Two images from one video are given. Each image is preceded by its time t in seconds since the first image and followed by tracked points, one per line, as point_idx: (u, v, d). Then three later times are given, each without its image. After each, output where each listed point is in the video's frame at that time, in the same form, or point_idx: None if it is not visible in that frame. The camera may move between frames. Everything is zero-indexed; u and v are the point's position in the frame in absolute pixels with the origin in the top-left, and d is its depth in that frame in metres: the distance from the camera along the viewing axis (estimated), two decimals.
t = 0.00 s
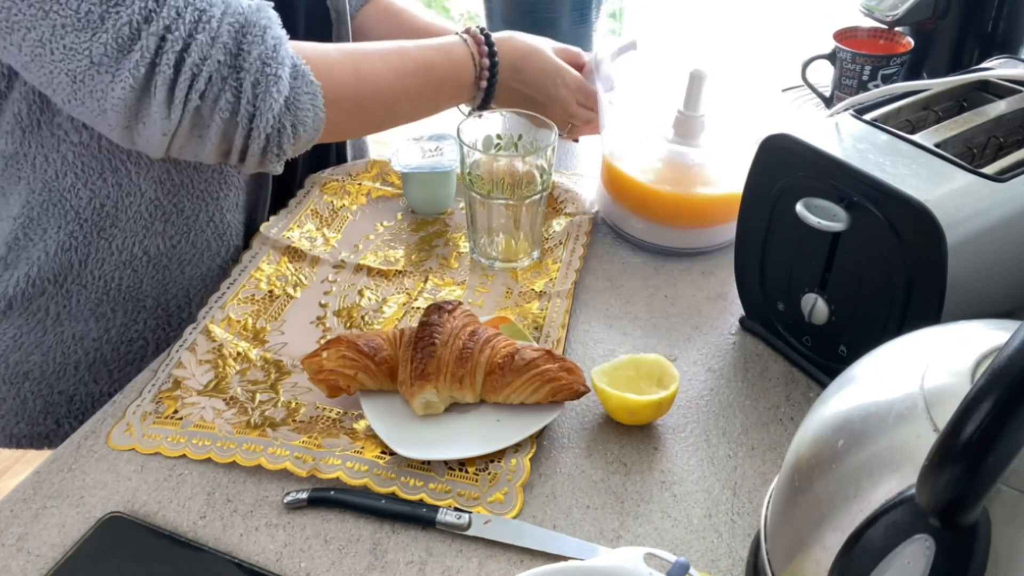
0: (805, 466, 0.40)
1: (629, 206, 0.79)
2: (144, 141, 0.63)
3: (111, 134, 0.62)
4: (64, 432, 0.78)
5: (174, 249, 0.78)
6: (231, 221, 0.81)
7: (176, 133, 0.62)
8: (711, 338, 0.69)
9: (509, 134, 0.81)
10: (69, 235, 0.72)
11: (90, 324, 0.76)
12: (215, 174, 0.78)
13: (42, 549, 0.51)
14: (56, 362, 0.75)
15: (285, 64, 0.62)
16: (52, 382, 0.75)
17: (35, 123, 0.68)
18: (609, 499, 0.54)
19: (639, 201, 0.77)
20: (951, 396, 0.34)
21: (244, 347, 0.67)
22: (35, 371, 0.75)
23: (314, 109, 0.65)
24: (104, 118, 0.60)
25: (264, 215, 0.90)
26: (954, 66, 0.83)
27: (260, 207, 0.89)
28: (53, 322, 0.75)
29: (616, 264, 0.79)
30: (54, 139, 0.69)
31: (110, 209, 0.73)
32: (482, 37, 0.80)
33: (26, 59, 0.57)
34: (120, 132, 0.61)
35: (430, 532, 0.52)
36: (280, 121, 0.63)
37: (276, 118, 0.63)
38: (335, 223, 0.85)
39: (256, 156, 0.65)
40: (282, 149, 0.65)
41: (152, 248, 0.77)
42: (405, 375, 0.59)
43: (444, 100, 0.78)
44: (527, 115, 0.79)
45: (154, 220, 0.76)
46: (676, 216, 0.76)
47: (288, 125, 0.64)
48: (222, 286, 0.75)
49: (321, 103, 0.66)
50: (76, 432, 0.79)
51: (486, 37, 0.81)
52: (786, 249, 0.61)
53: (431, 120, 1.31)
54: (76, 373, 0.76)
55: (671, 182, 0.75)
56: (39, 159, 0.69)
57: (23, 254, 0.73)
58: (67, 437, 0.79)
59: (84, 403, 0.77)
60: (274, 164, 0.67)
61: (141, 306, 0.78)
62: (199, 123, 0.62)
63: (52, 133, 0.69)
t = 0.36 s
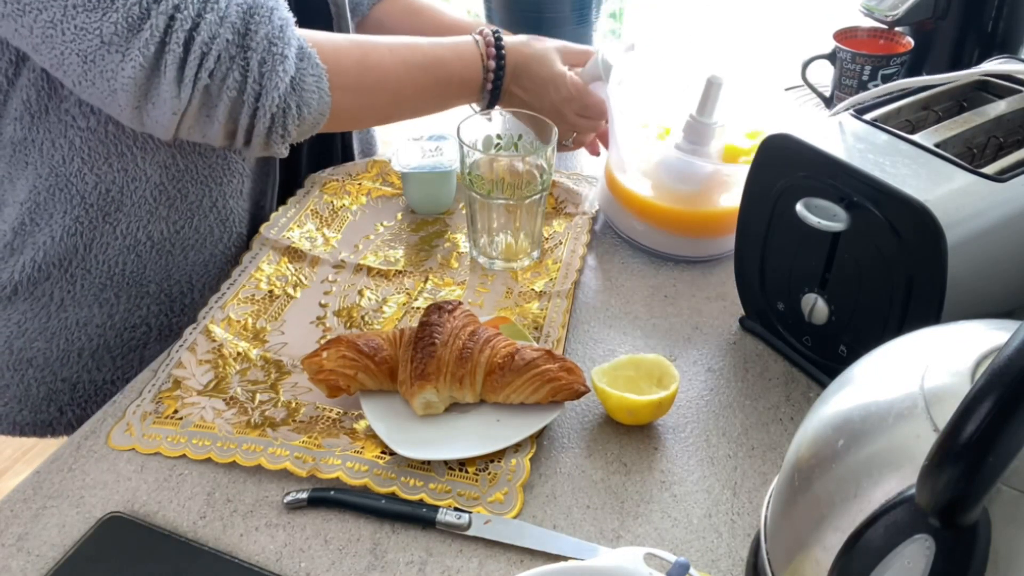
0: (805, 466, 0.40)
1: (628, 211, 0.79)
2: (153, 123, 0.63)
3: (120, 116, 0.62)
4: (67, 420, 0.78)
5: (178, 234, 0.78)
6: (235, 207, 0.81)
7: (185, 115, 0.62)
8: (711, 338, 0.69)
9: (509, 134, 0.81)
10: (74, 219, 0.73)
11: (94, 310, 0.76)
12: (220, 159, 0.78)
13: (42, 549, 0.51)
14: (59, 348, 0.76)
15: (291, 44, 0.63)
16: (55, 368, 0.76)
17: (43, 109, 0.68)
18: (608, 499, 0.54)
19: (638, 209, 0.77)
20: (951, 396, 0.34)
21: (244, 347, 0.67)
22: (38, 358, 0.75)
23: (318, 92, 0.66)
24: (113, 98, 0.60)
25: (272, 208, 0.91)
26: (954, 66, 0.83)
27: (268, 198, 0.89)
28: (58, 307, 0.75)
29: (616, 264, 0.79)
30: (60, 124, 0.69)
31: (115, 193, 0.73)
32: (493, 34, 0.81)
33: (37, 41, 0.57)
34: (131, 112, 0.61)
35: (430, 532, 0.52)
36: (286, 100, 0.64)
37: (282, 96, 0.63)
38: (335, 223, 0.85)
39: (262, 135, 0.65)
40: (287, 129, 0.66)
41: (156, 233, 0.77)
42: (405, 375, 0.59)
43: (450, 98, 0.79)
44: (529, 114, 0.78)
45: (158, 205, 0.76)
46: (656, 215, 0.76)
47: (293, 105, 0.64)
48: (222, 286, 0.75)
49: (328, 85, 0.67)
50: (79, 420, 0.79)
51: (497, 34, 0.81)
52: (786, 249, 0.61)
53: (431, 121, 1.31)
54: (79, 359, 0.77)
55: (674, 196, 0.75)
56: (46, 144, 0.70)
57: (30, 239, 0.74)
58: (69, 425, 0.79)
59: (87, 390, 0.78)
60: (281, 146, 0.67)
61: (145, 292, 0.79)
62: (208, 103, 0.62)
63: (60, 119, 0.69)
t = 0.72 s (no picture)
0: (805, 465, 0.40)
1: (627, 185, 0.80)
2: (120, 124, 0.64)
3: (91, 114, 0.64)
4: (55, 409, 0.78)
5: (165, 230, 0.78)
6: (223, 203, 0.80)
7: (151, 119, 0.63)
8: (711, 338, 0.69)
9: (509, 134, 0.80)
10: (62, 209, 0.74)
11: (83, 301, 0.77)
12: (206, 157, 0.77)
13: (42, 549, 0.51)
14: (48, 338, 0.76)
15: (256, 61, 0.63)
16: (44, 357, 0.76)
17: (29, 101, 0.69)
18: (609, 499, 0.54)
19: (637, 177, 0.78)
20: (951, 396, 0.34)
21: (244, 347, 0.67)
22: (28, 346, 0.75)
23: (284, 107, 0.65)
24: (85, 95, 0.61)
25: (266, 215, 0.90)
26: (955, 65, 0.83)
27: (261, 196, 0.86)
28: (47, 298, 0.76)
29: (616, 264, 0.79)
30: (46, 116, 0.70)
31: (101, 186, 0.74)
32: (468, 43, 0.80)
33: (15, 38, 0.59)
34: (100, 114, 0.63)
35: (430, 531, 0.52)
36: (248, 117, 0.64)
37: (241, 113, 0.63)
38: (335, 223, 0.85)
39: (226, 149, 0.66)
40: (251, 144, 0.66)
41: (143, 228, 0.77)
42: (405, 375, 0.59)
43: (429, 107, 0.78)
44: (530, 116, 0.78)
45: (144, 201, 0.76)
46: (648, 183, 0.78)
47: (256, 121, 0.64)
48: (222, 286, 0.75)
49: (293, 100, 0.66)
50: (67, 409, 0.78)
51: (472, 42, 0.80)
52: (786, 248, 0.61)
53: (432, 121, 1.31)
54: (68, 349, 0.76)
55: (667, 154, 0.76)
56: (33, 136, 0.71)
57: (16, 228, 0.74)
58: (59, 414, 0.79)
59: (76, 379, 0.77)
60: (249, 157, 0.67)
61: (133, 287, 0.78)
62: (174, 111, 0.63)
63: (47, 111, 0.70)
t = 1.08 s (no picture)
0: (805, 465, 0.40)
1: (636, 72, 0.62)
2: (104, 119, 0.62)
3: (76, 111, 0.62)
4: (54, 401, 0.79)
5: (159, 226, 0.78)
6: (217, 201, 0.80)
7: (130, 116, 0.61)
8: (711, 337, 0.69)
9: (509, 134, 0.81)
10: (58, 204, 0.74)
11: (80, 296, 0.77)
12: (199, 153, 0.76)
13: (42, 549, 0.51)
14: (48, 331, 0.77)
15: (221, 44, 0.58)
16: (44, 349, 0.77)
17: (24, 97, 0.69)
18: (608, 499, 0.54)
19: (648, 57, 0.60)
20: (951, 396, 0.34)
21: (244, 347, 0.67)
22: (28, 338, 0.77)
23: (258, 91, 0.59)
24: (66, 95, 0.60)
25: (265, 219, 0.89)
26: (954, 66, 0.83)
27: (259, 191, 0.86)
28: (45, 292, 0.76)
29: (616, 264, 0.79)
30: (41, 111, 0.70)
31: (95, 181, 0.73)
32: None
33: None
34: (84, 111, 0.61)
35: (430, 531, 0.52)
36: (220, 103, 0.59)
37: (212, 99, 0.58)
38: (335, 223, 0.85)
39: (208, 139, 0.61)
40: (232, 135, 0.61)
41: (138, 224, 0.77)
42: (405, 375, 0.59)
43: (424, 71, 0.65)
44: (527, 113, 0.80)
45: (138, 197, 0.75)
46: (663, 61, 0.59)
47: (229, 108, 0.59)
48: (222, 286, 0.75)
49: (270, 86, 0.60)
50: (67, 402, 0.80)
51: None
52: (786, 248, 0.61)
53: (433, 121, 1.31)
54: (67, 343, 0.78)
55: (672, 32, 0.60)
56: (28, 132, 0.70)
57: (12, 224, 0.74)
58: (58, 407, 0.80)
59: (75, 373, 0.79)
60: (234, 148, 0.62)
61: (130, 281, 0.78)
62: (149, 106, 0.60)
63: (43, 107, 0.70)
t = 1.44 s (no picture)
0: (805, 465, 0.40)
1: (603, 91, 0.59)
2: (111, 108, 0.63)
3: (85, 102, 0.63)
4: (63, 400, 0.79)
5: (166, 222, 0.78)
6: (223, 197, 0.80)
7: (134, 102, 0.61)
8: (712, 338, 0.69)
9: (509, 134, 0.81)
10: (65, 204, 0.74)
11: (88, 294, 0.77)
12: (205, 149, 0.76)
13: (41, 549, 0.51)
14: (55, 330, 0.77)
15: (209, 17, 0.58)
16: (52, 349, 0.77)
17: (33, 95, 0.69)
18: (608, 499, 0.54)
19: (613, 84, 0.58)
20: (951, 396, 0.34)
21: (244, 347, 0.67)
22: (36, 338, 0.77)
23: (253, 64, 0.59)
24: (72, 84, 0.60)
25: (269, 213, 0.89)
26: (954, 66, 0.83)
27: (264, 184, 0.86)
28: (52, 290, 0.76)
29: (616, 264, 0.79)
30: (47, 108, 0.70)
31: (102, 179, 0.73)
32: None
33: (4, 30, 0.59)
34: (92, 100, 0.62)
35: (430, 532, 0.52)
36: (214, 79, 0.58)
37: (205, 75, 0.58)
38: (334, 223, 0.85)
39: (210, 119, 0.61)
40: (234, 112, 0.60)
41: (144, 221, 0.77)
42: (405, 375, 0.59)
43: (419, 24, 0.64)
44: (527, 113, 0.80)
45: (145, 193, 0.75)
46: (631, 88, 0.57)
47: (224, 84, 0.59)
48: (222, 286, 0.75)
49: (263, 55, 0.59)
50: (76, 400, 0.80)
51: None
52: (786, 248, 0.61)
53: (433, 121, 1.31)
54: (75, 341, 0.78)
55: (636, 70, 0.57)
56: (37, 130, 0.70)
57: (20, 224, 0.74)
58: (67, 405, 0.80)
59: (84, 371, 0.78)
60: (236, 126, 0.62)
61: (137, 278, 0.78)
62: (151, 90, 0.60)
63: (50, 105, 0.70)
